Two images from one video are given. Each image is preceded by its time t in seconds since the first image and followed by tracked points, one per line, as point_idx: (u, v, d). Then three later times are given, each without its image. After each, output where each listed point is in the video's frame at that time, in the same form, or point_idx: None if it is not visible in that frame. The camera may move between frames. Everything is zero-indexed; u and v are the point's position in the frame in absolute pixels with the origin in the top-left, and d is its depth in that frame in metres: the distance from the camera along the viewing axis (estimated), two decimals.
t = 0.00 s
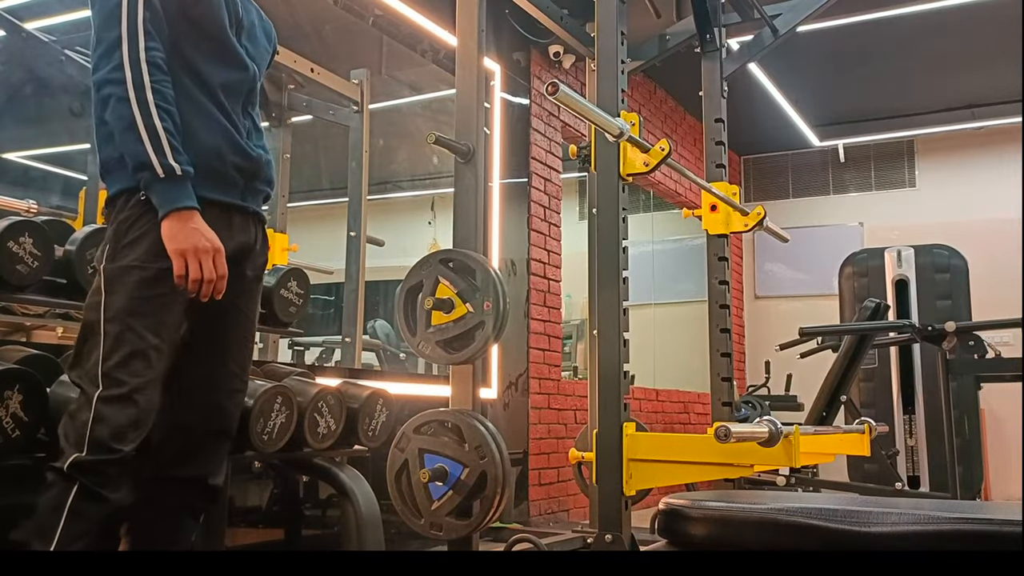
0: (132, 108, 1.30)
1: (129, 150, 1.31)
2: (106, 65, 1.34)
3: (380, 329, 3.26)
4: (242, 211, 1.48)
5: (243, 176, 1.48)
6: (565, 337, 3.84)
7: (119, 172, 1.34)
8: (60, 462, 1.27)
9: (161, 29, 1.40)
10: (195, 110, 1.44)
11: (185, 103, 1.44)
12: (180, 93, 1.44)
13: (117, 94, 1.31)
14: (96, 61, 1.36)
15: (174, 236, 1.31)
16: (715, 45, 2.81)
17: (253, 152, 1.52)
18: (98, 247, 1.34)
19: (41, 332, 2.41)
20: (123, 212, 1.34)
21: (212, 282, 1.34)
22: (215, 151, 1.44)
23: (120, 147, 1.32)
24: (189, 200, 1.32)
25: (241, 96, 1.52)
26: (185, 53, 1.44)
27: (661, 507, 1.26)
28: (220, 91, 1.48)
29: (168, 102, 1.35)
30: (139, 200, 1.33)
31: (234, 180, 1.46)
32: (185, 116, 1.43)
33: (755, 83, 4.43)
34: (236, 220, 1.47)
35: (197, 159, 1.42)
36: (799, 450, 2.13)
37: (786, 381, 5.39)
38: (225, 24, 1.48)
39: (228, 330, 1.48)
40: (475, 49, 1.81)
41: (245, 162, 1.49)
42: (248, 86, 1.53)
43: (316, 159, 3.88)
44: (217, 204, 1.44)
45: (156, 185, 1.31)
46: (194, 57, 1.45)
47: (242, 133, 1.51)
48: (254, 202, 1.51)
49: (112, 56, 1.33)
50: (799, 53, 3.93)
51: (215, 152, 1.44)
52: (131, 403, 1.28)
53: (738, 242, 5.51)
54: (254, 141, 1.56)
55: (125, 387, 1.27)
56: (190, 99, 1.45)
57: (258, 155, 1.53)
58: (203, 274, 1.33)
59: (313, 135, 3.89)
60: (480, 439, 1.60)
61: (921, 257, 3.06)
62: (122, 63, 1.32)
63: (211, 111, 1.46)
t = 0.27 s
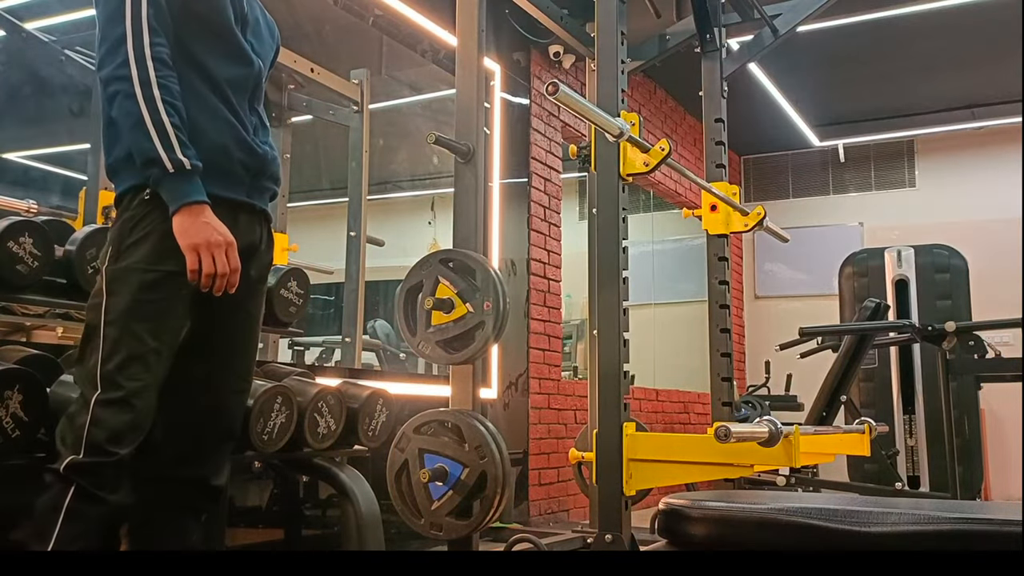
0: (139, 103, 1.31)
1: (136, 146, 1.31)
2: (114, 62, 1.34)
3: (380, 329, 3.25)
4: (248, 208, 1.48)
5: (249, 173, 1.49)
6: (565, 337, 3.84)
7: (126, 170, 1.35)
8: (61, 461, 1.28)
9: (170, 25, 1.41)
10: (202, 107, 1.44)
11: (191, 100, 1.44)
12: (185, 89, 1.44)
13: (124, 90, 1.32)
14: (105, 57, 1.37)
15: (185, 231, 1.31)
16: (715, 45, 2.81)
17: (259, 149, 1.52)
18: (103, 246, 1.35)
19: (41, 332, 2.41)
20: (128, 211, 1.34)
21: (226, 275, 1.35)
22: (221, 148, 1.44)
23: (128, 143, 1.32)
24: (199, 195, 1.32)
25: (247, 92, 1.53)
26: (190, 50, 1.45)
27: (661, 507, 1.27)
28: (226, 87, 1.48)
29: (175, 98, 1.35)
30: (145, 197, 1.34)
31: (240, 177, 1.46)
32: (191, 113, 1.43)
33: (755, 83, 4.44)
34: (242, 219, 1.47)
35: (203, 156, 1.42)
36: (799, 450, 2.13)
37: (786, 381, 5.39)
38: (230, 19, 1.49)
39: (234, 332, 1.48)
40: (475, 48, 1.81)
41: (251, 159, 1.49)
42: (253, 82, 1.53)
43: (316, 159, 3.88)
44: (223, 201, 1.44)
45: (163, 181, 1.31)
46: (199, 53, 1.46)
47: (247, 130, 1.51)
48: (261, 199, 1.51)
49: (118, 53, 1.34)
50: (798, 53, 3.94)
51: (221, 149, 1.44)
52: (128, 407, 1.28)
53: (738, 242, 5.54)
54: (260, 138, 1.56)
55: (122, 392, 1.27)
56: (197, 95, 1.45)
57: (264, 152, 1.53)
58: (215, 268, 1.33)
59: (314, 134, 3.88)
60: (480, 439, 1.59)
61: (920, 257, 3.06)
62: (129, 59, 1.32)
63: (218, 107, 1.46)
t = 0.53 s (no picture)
0: (144, 99, 1.31)
1: (141, 142, 1.31)
2: (119, 57, 1.33)
3: (380, 329, 3.25)
4: (252, 207, 1.48)
5: (253, 171, 1.49)
6: (565, 337, 3.84)
7: (130, 168, 1.35)
8: (63, 460, 1.29)
9: (174, 24, 1.41)
10: (206, 105, 1.45)
11: (196, 98, 1.44)
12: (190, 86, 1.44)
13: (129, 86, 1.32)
14: (109, 53, 1.36)
15: (189, 227, 1.31)
16: (715, 45, 2.81)
17: (264, 147, 1.52)
18: (106, 245, 1.35)
19: (41, 332, 2.41)
20: (133, 211, 1.35)
21: (229, 272, 1.35)
22: (226, 146, 1.45)
23: (132, 139, 1.32)
24: (201, 192, 1.32)
25: (252, 90, 1.53)
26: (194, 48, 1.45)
27: (661, 507, 1.27)
28: (230, 84, 1.48)
29: (179, 94, 1.35)
30: (150, 195, 1.34)
31: (245, 176, 1.47)
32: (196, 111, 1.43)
33: (755, 83, 4.44)
34: (245, 219, 1.47)
35: (208, 154, 1.42)
36: (799, 450, 2.13)
37: (786, 381, 5.39)
38: (235, 18, 1.49)
39: (237, 333, 1.49)
40: (475, 49, 1.81)
41: (255, 157, 1.49)
42: (258, 80, 1.53)
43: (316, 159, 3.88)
44: (227, 200, 1.44)
45: (168, 179, 1.31)
46: (203, 51, 1.46)
47: (252, 128, 1.51)
48: (265, 198, 1.51)
49: (123, 48, 1.33)
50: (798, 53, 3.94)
51: (226, 148, 1.45)
52: (131, 407, 1.28)
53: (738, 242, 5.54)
54: (264, 137, 1.56)
55: (125, 392, 1.27)
56: (202, 93, 1.45)
57: (269, 151, 1.53)
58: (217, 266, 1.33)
59: (313, 134, 3.88)
60: (480, 439, 1.59)
61: (920, 257, 3.06)
62: (133, 55, 1.32)
63: (223, 106, 1.46)
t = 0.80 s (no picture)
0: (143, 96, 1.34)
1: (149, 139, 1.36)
2: (112, 61, 1.37)
3: (380, 329, 3.25)
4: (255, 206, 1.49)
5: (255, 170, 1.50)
6: (565, 337, 3.84)
7: (133, 168, 1.38)
8: (64, 459, 1.29)
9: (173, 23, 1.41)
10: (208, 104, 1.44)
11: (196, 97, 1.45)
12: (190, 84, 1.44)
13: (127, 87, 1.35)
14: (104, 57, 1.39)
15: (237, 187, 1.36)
16: (715, 45, 2.81)
17: (266, 145, 1.53)
18: (108, 244, 1.35)
19: (41, 332, 2.41)
20: (135, 211, 1.36)
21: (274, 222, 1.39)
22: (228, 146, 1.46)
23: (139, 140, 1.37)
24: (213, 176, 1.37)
25: (252, 89, 1.53)
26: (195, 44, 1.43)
27: (661, 507, 1.27)
28: (232, 83, 1.48)
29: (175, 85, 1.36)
30: (150, 193, 1.36)
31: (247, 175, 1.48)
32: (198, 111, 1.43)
33: (755, 83, 4.43)
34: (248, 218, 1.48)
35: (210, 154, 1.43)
36: (799, 450, 2.13)
37: (786, 381, 5.39)
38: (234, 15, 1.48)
39: (240, 333, 1.49)
40: (475, 49, 1.82)
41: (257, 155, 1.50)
42: (258, 78, 1.53)
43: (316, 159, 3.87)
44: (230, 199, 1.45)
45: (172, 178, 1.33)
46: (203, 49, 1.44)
47: (254, 127, 1.52)
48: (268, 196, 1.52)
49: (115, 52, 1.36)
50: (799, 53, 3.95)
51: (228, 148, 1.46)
52: (132, 408, 1.29)
53: (738, 242, 5.55)
54: (266, 135, 1.56)
55: (125, 393, 1.28)
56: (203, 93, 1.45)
57: (270, 149, 1.54)
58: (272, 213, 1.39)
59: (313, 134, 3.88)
60: (480, 439, 1.59)
61: (920, 257, 3.06)
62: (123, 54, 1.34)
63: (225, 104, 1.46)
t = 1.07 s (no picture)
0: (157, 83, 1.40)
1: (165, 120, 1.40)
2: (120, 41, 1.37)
3: (380, 329, 3.25)
4: (257, 207, 1.49)
5: (258, 171, 1.50)
6: (565, 337, 3.84)
7: (139, 168, 1.39)
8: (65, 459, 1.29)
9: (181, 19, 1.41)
10: (213, 102, 1.43)
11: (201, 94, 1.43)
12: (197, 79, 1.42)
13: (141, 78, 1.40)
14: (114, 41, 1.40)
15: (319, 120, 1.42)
16: (715, 45, 2.81)
17: (269, 147, 1.53)
18: (111, 244, 1.35)
19: (41, 332, 2.41)
20: (138, 211, 1.36)
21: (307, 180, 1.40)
22: (233, 145, 1.45)
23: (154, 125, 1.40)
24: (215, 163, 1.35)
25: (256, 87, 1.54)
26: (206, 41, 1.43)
27: (661, 507, 1.27)
28: (236, 83, 1.48)
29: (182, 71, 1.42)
30: (155, 192, 1.37)
31: (251, 175, 1.48)
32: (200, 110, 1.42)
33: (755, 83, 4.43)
34: (251, 219, 1.47)
35: (215, 153, 1.42)
36: (799, 450, 2.13)
37: (786, 381, 5.39)
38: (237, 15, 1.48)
39: (240, 333, 1.50)
40: (475, 49, 1.81)
41: (260, 157, 1.50)
42: (260, 77, 1.54)
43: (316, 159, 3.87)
44: (234, 200, 1.44)
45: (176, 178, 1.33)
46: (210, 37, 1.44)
47: (257, 127, 1.52)
48: (270, 198, 1.53)
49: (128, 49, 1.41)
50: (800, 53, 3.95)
51: (233, 147, 1.45)
52: (133, 409, 1.28)
53: (738, 242, 5.55)
54: (269, 136, 1.57)
55: (127, 394, 1.27)
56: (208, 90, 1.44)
57: (273, 151, 1.54)
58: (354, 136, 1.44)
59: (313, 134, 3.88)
60: (480, 439, 1.59)
61: (920, 257, 3.06)
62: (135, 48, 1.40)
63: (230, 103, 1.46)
